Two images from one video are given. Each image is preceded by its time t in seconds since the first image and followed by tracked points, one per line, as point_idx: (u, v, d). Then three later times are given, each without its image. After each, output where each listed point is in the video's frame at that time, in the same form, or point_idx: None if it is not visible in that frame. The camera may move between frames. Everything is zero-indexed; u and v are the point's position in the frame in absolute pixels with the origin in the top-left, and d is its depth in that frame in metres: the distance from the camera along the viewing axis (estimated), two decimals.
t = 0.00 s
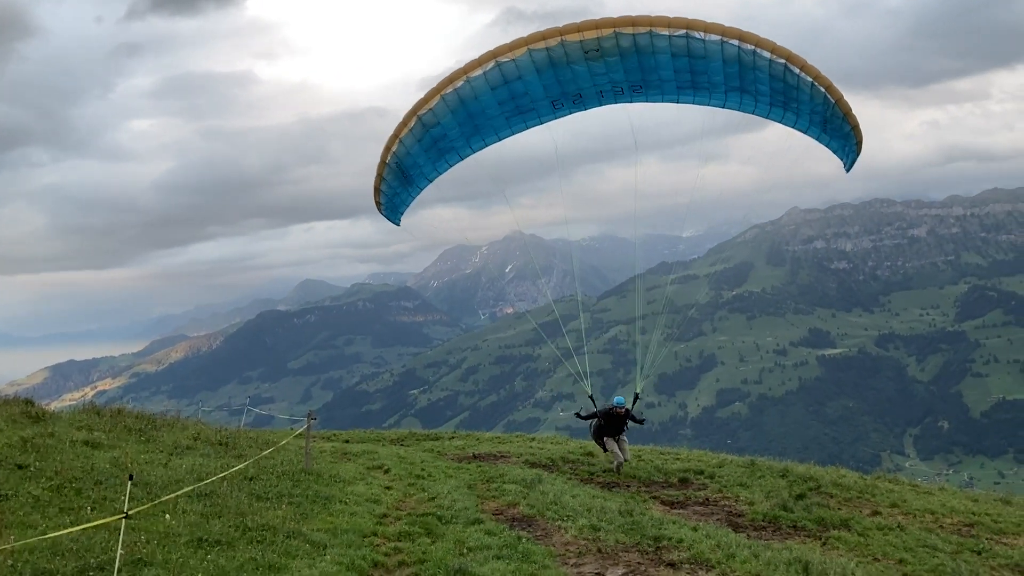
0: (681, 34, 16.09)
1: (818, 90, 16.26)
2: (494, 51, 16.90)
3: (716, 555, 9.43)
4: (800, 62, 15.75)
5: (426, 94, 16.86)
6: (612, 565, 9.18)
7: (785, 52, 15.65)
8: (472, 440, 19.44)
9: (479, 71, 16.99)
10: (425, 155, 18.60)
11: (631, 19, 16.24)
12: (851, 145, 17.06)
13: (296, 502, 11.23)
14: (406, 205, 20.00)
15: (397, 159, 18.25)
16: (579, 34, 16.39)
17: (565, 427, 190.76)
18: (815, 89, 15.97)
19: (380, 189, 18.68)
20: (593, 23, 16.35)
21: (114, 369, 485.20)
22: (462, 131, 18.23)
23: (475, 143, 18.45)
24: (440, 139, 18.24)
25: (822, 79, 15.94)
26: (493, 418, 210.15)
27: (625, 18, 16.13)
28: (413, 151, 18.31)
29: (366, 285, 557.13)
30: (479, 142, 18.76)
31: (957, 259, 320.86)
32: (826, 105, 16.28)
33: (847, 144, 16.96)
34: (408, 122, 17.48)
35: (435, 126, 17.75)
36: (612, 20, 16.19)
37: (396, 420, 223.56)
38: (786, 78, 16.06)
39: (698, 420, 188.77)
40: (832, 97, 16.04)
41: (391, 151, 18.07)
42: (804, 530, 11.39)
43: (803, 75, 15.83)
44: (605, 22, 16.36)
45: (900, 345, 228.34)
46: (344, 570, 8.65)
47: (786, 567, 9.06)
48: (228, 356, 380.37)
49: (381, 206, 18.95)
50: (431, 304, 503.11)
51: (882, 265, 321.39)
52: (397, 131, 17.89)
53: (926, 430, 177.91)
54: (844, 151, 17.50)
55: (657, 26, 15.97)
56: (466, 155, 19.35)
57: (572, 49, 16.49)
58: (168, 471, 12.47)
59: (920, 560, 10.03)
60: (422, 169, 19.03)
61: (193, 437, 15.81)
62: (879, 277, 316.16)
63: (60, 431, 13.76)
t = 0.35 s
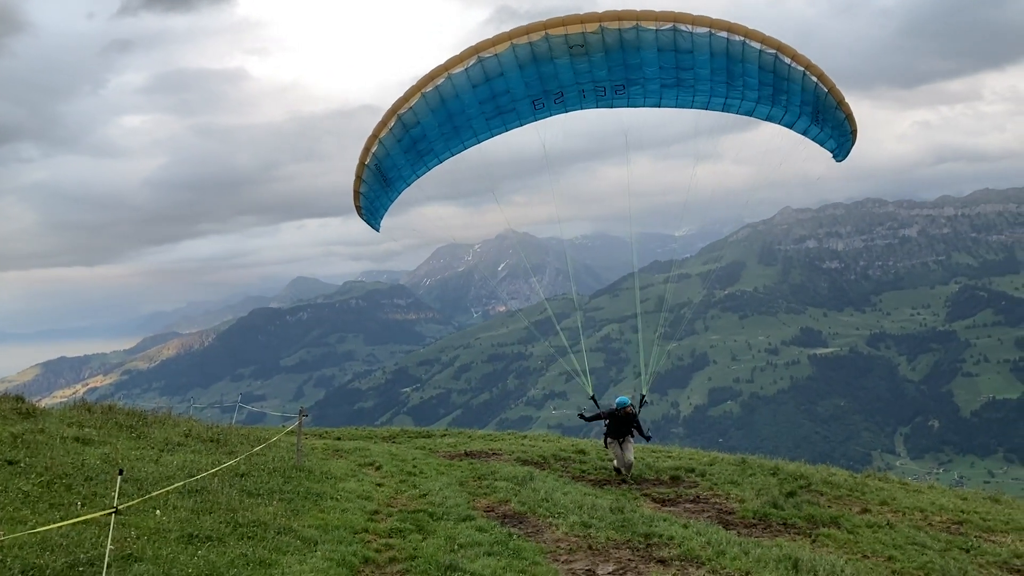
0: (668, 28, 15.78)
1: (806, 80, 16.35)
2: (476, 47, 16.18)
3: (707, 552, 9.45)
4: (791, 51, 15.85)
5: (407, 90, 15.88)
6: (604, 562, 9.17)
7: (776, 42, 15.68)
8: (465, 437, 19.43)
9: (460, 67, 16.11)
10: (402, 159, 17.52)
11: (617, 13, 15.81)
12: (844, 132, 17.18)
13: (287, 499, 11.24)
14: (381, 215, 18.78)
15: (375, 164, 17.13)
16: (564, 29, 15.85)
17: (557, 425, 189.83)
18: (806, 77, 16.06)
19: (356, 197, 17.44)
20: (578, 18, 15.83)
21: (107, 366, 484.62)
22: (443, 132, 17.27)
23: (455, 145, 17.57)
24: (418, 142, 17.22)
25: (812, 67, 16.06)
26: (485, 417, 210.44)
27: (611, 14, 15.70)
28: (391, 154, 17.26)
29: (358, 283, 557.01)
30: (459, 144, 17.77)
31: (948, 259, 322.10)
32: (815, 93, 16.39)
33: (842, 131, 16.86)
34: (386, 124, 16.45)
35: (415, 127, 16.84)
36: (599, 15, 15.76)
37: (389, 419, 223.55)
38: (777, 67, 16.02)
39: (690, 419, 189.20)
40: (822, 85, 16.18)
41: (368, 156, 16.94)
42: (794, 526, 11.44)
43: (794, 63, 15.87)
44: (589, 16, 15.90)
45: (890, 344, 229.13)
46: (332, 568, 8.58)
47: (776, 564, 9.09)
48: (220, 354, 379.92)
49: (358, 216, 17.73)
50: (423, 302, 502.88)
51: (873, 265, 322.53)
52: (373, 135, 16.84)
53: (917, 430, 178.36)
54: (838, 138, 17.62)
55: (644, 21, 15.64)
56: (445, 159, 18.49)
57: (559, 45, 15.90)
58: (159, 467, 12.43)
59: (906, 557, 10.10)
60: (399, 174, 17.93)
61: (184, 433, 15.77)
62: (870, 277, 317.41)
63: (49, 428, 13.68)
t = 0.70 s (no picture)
0: (658, 18, 15.39)
1: (801, 71, 16.07)
2: (459, 40, 15.64)
3: (695, 555, 9.47)
4: (783, 39, 15.65)
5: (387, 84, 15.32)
6: (592, 566, 9.16)
7: (770, 31, 15.48)
8: (454, 439, 19.45)
9: (442, 61, 15.61)
10: (381, 157, 16.88)
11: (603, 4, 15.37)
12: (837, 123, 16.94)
13: (275, 500, 11.18)
14: (360, 217, 18.12)
15: (353, 163, 16.48)
16: (550, 20, 15.33)
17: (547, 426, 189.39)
18: (800, 68, 15.84)
19: (334, 197, 16.73)
20: (565, 10, 15.34)
21: (95, 365, 481.51)
22: (424, 130, 16.66)
23: (437, 143, 16.95)
24: (399, 138, 16.64)
25: (805, 56, 15.84)
26: (475, 417, 210.12)
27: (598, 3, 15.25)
28: (370, 152, 16.68)
29: (349, 284, 555.40)
30: (440, 142, 17.18)
31: (937, 264, 323.40)
32: (812, 83, 16.08)
33: (837, 120, 16.82)
34: (366, 121, 15.93)
35: (396, 124, 16.23)
36: (586, 6, 15.30)
37: (378, 419, 222.94)
38: (770, 59, 15.76)
39: (680, 420, 189.40)
40: (815, 76, 15.96)
41: (346, 155, 16.31)
42: (783, 530, 11.45)
43: (788, 54, 15.70)
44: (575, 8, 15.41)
45: (879, 347, 229.94)
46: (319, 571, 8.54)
47: (763, 568, 9.11)
48: (210, 354, 378.12)
49: (337, 216, 16.98)
50: (414, 303, 502.16)
51: (862, 268, 323.56)
52: (352, 131, 16.29)
53: (905, 432, 178.71)
54: (831, 132, 17.36)
55: (631, 12, 15.22)
56: (427, 158, 17.86)
57: (543, 36, 15.39)
58: (146, 467, 12.39)
59: (895, 560, 10.13)
60: (378, 175, 17.25)
61: (172, 433, 15.71)
62: (860, 280, 318.25)
63: (37, 427, 13.61)
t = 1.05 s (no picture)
0: (651, 11, 15.19)
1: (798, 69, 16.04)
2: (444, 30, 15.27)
3: (679, 560, 9.49)
4: (778, 34, 15.56)
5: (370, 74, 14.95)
6: (577, 570, 9.17)
7: (766, 27, 15.40)
8: (440, 441, 19.47)
9: (426, 52, 15.25)
10: (362, 150, 16.46)
11: None
12: (836, 122, 16.69)
13: (258, 502, 11.13)
14: (339, 214, 17.69)
15: (333, 158, 16.06)
16: (538, 11, 15.06)
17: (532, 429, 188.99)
18: (797, 65, 15.80)
19: (312, 193, 16.28)
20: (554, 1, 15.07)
21: (78, 364, 477.58)
22: (405, 123, 16.30)
23: (420, 137, 16.56)
24: (380, 133, 16.28)
25: (801, 53, 15.80)
26: (461, 420, 209.65)
27: None
28: (351, 146, 16.22)
29: (336, 285, 553.73)
30: (423, 137, 16.82)
31: (922, 271, 324.88)
32: (808, 81, 16.03)
33: (836, 122, 16.64)
34: (345, 114, 15.46)
35: (377, 117, 15.84)
36: None
37: (363, 421, 222.07)
38: (767, 56, 15.70)
39: (665, 425, 189.48)
40: (811, 72, 15.92)
41: (326, 148, 15.83)
42: (766, 535, 11.50)
43: (785, 51, 15.64)
44: None
45: (864, 354, 230.82)
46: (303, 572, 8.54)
47: (748, 572, 9.15)
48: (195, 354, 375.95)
49: (315, 212, 16.48)
50: (401, 305, 501.24)
51: (848, 275, 324.94)
52: (332, 124, 15.84)
53: (888, 439, 179.43)
54: (828, 132, 17.19)
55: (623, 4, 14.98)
56: (409, 152, 17.46)
57: (531, 28, 15.11)
58: (129, 468, 12.32)
59: (879, 568, 10.17)
60: (358, 170, 16.84)
61: (156, 433, 15.62)
62: (845, 286, 319.38)
63: (19, 427, 13.52)
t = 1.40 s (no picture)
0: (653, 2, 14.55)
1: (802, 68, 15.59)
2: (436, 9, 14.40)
3: (658, 565, 9.50)
4: (785, 29, 15.00)
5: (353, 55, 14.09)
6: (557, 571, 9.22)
7: (773, 22, 14.88)
8: (420, 444, 19.36)
9: (414, 33, 14.39)
10: (341, 135, 15.57)
11: None
12: (839, 122, 16.13)
13: (237, 504, 11.06)
14: (313, 199, 16.77)
15: (311, 142, 15.04)
16: None
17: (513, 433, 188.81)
18: (802, 62, 15.30)
19: (287, 177, 15.22)
20: None
21: (57, 362, 472.81)
22: (388, 107, 15.46)
23: (402, 122, 15.78)
24: (361, 116, 15.43)
25: (807, 50, 15.25)
26: (442, 423, 209.41)
27: None
28: (329, 129, 15.32)
29: (319, 285, 551.63)
30: (406, 121, 16.02)
31: (902, 282, 326.70)
32: (811, 79, 15.58)
33: (840, 123, 16.05)
34: (325, 95, 14.47)
35: (360, 100, 14.97)
36: None
37: (344, 423, 221.35)
38: (771, 51, 15.24)
39: (646, 431, 189.95)
40: (814, 71, 15.45)
41: (303, 131, 14.79)
42: (746, 543, 11.52)
43: (788, 49, 15.19)
44: None
45: (844, 363, 232.11)
46: None
47: None
48: (176, 353, 373.48)
49: (289, 200, 15.46)
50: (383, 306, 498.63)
51: (830, 285, 326.53)
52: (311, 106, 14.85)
53: (868, 448, 180.07)
54: (830, 134, 16.64)
55: None
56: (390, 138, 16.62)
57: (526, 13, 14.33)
58: (107, 466, 12.20)
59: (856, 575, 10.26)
60: (335, 153, 15.94)
61: (135, 432, 15.52)
62: (827, 295, 320.13)
63: None
